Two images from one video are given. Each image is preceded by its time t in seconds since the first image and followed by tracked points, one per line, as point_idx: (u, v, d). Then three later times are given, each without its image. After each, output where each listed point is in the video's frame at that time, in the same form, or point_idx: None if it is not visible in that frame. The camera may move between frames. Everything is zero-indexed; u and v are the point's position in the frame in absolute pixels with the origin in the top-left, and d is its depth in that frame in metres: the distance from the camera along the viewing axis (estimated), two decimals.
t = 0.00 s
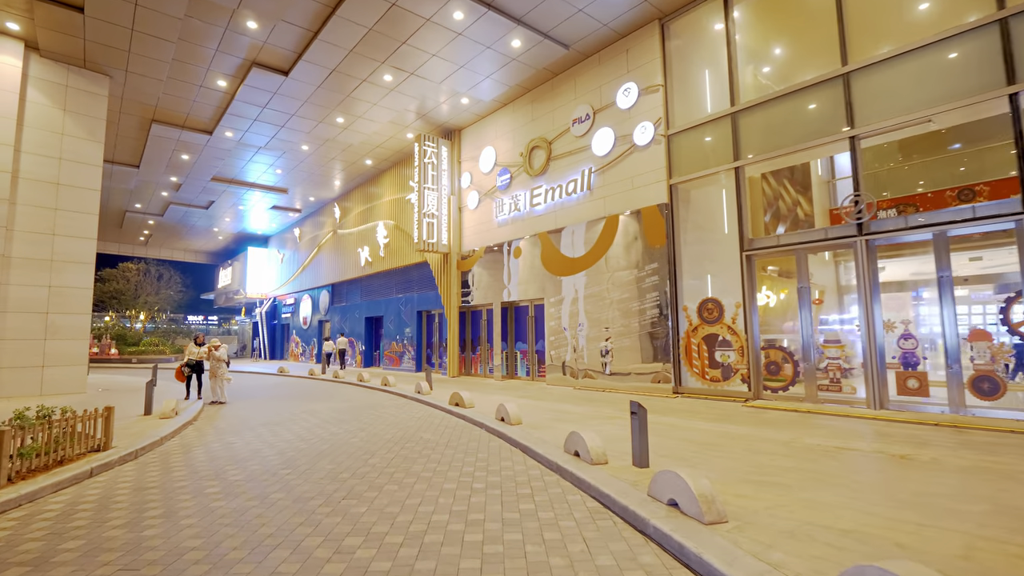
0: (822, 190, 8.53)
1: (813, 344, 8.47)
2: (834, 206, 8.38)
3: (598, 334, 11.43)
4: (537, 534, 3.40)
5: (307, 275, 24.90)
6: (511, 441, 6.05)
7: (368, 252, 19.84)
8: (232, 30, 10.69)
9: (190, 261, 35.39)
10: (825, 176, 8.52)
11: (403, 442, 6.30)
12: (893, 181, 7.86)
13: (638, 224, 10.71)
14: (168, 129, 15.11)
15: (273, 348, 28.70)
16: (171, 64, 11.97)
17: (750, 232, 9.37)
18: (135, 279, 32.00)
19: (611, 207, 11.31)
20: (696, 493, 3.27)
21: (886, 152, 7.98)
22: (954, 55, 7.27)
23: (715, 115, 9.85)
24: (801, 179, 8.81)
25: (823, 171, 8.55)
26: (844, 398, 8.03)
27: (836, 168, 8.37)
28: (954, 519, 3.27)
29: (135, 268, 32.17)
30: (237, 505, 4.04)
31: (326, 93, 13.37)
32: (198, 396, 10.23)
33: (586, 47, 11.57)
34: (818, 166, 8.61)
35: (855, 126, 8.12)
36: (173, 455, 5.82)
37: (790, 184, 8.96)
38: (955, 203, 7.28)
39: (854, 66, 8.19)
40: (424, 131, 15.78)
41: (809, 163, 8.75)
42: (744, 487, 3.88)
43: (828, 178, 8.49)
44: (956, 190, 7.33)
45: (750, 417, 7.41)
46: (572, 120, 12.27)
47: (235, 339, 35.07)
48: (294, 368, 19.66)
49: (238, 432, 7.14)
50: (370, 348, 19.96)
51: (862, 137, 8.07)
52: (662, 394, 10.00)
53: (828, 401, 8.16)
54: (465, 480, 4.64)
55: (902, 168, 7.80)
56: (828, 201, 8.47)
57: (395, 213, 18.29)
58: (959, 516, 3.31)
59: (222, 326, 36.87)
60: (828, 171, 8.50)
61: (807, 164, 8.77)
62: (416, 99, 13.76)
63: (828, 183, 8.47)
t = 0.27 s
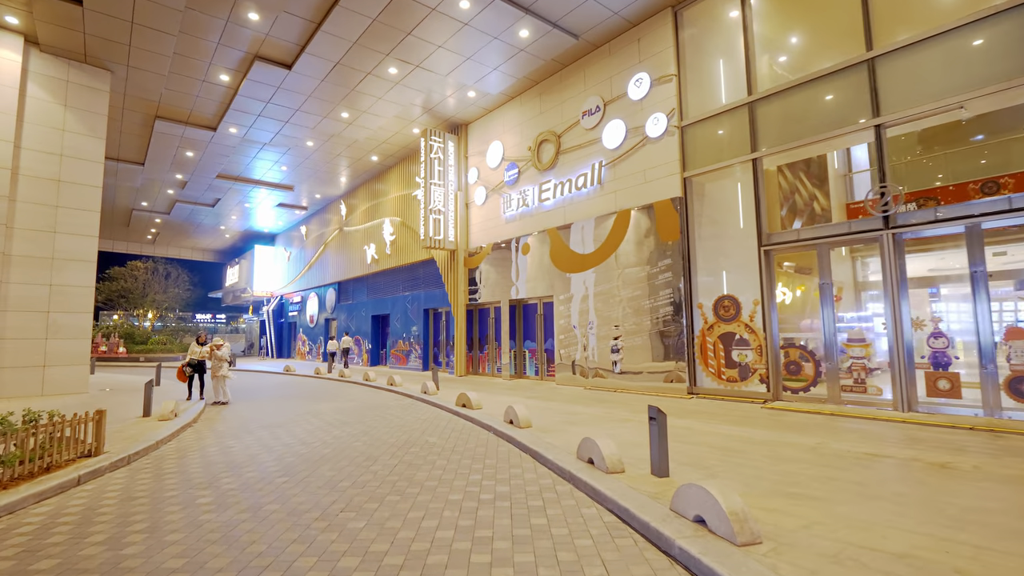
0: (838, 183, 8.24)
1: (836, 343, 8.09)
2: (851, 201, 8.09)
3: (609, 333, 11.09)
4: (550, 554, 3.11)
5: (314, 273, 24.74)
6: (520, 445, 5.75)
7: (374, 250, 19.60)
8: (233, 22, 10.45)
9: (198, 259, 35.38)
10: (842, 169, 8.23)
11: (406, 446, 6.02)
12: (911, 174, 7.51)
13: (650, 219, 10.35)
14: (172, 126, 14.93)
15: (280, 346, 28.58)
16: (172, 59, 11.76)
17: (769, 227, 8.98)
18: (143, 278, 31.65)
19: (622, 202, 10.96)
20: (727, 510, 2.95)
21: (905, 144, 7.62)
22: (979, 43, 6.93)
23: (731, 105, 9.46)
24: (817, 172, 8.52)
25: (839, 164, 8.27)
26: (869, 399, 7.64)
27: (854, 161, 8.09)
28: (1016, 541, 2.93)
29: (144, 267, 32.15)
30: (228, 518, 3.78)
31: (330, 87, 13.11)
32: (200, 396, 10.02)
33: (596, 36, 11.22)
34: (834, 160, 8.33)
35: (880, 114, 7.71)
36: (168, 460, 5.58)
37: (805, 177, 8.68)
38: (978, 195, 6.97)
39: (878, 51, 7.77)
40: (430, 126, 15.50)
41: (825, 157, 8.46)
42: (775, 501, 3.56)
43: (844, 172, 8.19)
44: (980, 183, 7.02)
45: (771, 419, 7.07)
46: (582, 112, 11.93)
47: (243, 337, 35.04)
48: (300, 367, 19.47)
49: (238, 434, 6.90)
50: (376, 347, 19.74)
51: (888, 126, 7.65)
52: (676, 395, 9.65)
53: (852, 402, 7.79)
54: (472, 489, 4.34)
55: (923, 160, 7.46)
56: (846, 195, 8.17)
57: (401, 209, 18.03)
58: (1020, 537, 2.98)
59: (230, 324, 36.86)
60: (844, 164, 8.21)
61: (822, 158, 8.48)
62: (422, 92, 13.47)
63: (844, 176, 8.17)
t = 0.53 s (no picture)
0: (851, 177, 7.97)
1: (856, 340, 7.73)
2: (864, 196, 7.81)
3: (615, 330, 10.76)
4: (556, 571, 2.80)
5: (316, 272, 24.53)
6: (524, 447, 5.44)
7: (376, 247, 19.34)
8: (229, 12, 10.19)
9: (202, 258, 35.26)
10: (854, 164, 7.95)
11: (405, 448, 5.73)
12: (926, 168, 7.17)
13: (659, 213, 10.01)
14: (170, 121, 14.71)
15: (283, 345, 28.39)
16: (168, 51, 11.52)
17: (783, 220, 8.63)
18: (146, 276, 31.58)
19: (629, 195, 10.62)
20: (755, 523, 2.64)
21: (919, 137, 7.29)
22: (998, 30, 6.61)
23: (743, 93, 9.11)
24: (829, 166, 8.23)
25: (850, 158, 7.98)
26: (890, 399, 7.29)
27: (866, 155, 7.81)
28: None
29: (147, 266, 32.04)
30: (208, 528, 3.50)
31: (330, 80, 12.84)
32: (197, 396, 9.78)
33: (602, 25, 10.89)
34: (846, 153, 8.04)
35: (902, 100, 7.33)
36: (154, 462, 5.32)
37: (816, 171, 8.39)
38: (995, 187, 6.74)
39: (899, 35, 7.40)
40: (433, 120, 15.21)
41: (836, 150, 8.16)
42: (804, 511, 3.24)
43: (857, 166, 7.91)
44: (997, 176, 6.78)
45: (787, 419, 6.73)
46: (587, 103, 11.59)
47: (246, 336, 34.89)
48: (302, 366, 19.25)
49: (231, 435, 6.64)
50: (379, 345, 19.48)
51: (909, 112, 7.28)
52: (686, 394, 9.31)
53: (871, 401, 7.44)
54: (472, 495, 4.04)
55: (937, 154, 7.15)
56: (858, 190, 7.90)
57: (403, 206, 17.75)
58: None
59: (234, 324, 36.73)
60: (857, 158, 7.92)
61: (833, 151, 8.18)
62: (424, 85, 13.17)
63: (856, 171, 7.91)
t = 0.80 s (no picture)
0: (858, 172, 7.79)
1: (871, 340, 7.37)
2: (873, 191, 7.61)
3: (619, 329, 10.43)
4: None
5: (315, 270, 24.24)
6: (524, 455, 5.13)
7: (375, 246, 19.03)
8: (220, 2, 9.87)
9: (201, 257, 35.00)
10: (862, 158, 7.75)
11: (399, 455, 5.42)
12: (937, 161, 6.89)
13: (664, 208, 9.68)
14: (164, 117, 14.41)
15: (282, 345, 28.11)
16: (159, 44, 11.22)
17: (795, 215, 8.28)
18: (145, 275, 30.87)
19: (633, 190, 10.29)
20: (785, 552, 2.32)
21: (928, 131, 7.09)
22: (1015, 18, 6.33)
23: (753, 83, 8.75)
24: (838, 161, 8.03)
25: (858, 152, 7.79)
26: (910, 401, 6.93)
27: (875, 149, 7.60)
28: None
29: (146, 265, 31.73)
30: (179, 547, 3.20)
31: (326, 74, 12.53)
32: (188, 398, 9.49)
33: (605, 15, 10.54)
34: (854, 148, 7.85)
35: (922, 87, 6.98)
36: (134, 471, 5.03)
37: (825, 165, 8.18)
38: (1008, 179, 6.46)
39: (918, 19, 7.05)
40: (432, 115, 14.89)
41: (845, 144, 7.98)
42: (835, 533, 2.92)
43: (865, 160, 7.72)
44: (1012, 169, 6.48)
45: (802, 423, 6.40)
46: (590, 96, 11.25)
47: (246, 336, 34.62)
48: (300, 366, 18.96)
49: (219, 440, 6.35)
50: (378, 345, 19.17)
51: (929, 100, 6.94)
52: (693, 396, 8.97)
53: (889, 404, 7.09)
54: (467, 510, 3.72)
55: (945, 147, 6.91)
56: (867, 185, 7.70)
57: (402, 203, 17.44)
58: None
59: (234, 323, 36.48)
60: (865, 152, 7.72)
61: (842, 145, 8.00)
62: (422, 79, 12.86)
63: (864, 165, 7.71)
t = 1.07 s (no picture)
0: (865, 167, 7.58)
1: (888, 337, 7.07)
2: (882, 184, 7.35)
3: (622, 327, 10.10)
4: None
5: (313, 269, 23.95)
6: (525, 460, 4.81)
7: (373, 243, 18.72)
8: None
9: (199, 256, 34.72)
10: (869, 152, 7.55)
11: (392, 460, 5.11)
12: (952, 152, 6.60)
13: (669, 201, 9.36)
14: (156, 111, 14.11)
15: (280, 344, 27.83)
16: (148, 35, 10.92)
17: (806, 207, 7.95)
18: (142, 275, 30.56)
19: (636, 183, 9.97)
20: None
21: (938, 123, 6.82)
22: None
23: (761, 71, 8.43)
24: (846, 154, 7.77)
25: (865, 146, 7.58)
26: (930, 401, 6.61)
27: (883, 143, 7.39)
28: None
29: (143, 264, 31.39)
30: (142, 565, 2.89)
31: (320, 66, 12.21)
32: (178, 399, 9.19)
33: (607, 3, 10.22)
34: (861, 141, 7.61)
35: (941, 71, 6.66)
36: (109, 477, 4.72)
37: (833, 158, 7.91)
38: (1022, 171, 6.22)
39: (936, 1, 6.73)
40: (430, 109, 14.57)
41: (853, 137, 7.71)
42: (873, 552, 2.60)
43: (871, 154, 7.52)
44: None
45: (818, 424, 6.08)
46: (592, 87, 10.92)
47: (245, 335, 34.35)
48: (297, 366, 18.67)
49: (205, 443, 6.05)
50: (377, 344, 18.87)
51: (949, 84, 6.63)
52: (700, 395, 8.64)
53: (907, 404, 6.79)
54: (462, 522, 3.41)
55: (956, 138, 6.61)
56: (874, 179, 7.46)
57: (400, 200, 17.12)
58: None
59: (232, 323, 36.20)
60: (872, 146, 7.51)
61: (850, 138, 7.72)
62: (419, 71, 12.54)
63: (870, 160, 7.54)
